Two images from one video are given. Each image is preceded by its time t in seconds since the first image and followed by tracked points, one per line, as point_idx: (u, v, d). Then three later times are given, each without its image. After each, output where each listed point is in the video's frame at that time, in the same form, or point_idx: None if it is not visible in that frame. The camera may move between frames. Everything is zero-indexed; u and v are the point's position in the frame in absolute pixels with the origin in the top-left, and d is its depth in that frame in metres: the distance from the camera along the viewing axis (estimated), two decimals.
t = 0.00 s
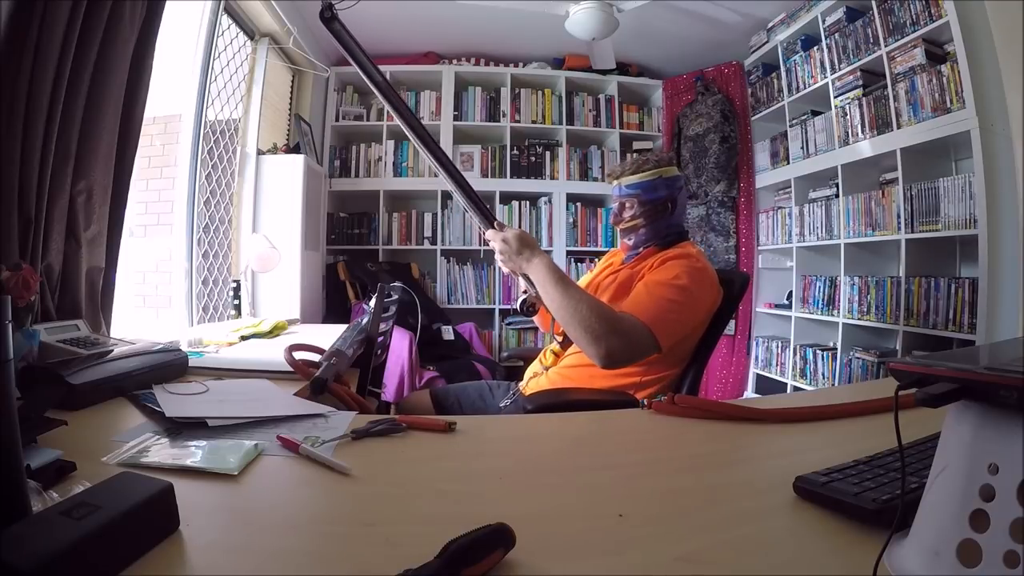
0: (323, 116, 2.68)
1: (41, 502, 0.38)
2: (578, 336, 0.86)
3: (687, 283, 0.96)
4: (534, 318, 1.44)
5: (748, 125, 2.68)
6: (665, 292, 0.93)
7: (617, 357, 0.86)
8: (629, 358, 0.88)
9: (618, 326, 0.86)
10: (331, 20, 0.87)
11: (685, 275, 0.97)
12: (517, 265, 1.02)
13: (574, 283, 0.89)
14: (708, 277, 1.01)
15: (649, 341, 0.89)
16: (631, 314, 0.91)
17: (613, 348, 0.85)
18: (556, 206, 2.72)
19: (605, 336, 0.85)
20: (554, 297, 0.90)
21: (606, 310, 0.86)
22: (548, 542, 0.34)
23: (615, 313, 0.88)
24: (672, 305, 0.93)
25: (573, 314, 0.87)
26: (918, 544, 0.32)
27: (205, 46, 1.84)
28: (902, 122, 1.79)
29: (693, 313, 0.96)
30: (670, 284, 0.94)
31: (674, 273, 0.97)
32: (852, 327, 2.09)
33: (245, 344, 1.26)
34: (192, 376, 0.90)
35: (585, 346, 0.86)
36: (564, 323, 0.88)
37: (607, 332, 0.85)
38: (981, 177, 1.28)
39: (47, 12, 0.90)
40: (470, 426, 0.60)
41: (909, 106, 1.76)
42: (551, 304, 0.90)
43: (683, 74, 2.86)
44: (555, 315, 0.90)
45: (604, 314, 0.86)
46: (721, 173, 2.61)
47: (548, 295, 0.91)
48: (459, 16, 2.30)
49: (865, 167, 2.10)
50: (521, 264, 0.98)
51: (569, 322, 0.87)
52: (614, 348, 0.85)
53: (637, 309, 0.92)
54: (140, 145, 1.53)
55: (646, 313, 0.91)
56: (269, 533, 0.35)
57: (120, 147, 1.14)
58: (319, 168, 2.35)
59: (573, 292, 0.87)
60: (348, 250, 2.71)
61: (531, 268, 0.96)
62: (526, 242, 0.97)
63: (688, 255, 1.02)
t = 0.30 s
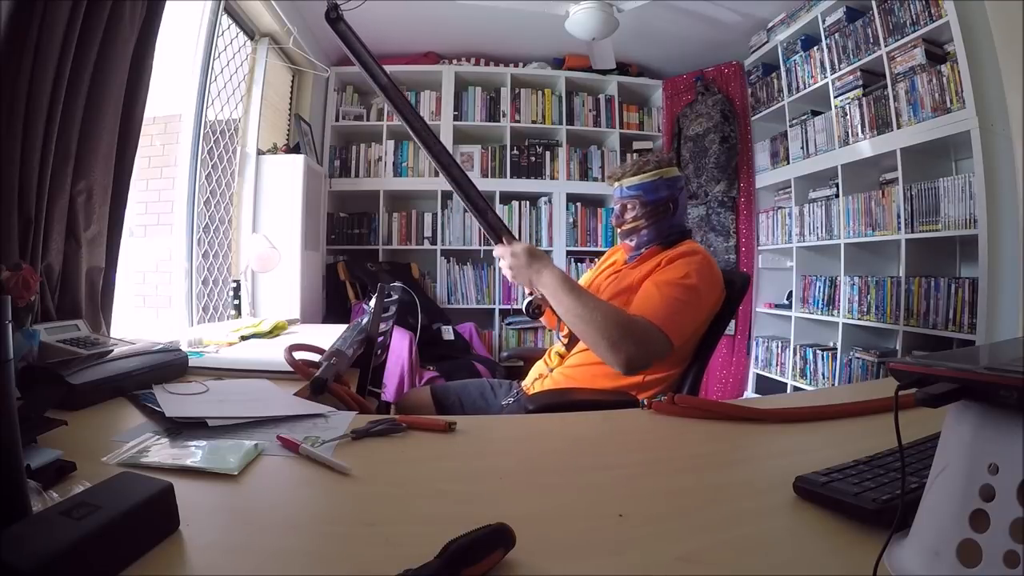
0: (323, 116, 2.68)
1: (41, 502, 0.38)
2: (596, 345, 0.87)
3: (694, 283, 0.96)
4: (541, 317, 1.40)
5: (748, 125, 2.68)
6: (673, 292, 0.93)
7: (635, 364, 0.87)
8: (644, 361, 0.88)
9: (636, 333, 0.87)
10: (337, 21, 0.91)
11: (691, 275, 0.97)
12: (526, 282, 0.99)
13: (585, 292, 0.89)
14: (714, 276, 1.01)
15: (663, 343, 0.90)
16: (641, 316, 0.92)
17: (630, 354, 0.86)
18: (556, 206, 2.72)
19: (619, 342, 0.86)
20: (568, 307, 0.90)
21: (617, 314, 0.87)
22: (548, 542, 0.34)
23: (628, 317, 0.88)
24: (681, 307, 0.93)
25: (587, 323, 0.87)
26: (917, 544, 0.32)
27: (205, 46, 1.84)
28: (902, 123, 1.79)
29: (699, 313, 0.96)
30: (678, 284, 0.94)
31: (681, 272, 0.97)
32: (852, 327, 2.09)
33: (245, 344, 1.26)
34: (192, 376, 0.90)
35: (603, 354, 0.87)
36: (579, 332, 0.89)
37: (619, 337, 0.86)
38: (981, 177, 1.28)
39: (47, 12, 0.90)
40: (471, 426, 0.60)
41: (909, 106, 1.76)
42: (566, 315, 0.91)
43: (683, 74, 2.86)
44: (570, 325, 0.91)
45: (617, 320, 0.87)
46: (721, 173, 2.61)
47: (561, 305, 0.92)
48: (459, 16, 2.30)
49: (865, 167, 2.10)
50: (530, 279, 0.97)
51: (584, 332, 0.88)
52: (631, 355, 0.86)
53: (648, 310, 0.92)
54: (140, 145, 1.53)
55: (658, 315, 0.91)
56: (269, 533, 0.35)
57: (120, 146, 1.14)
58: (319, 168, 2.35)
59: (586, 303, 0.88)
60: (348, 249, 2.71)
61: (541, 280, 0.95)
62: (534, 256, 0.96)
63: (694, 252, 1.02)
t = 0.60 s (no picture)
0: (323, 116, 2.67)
1: (41, 502, 0.38)
2: (592, 318, 0.87)
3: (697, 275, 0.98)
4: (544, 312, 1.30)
5: (748, 125, 2.68)
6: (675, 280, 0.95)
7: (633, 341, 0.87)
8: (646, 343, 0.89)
9: (637, 311, 0.87)
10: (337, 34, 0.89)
11: (694, 266, 0.98)
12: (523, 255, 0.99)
13: (583, 266, 0.88)
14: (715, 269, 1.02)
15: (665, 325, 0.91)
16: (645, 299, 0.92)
17: (629, 331, 0.86)
18: (556, 206, 2.72)
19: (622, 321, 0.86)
20: (571, 284, 0.87)
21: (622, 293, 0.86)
22: (548, 542, 0.34)
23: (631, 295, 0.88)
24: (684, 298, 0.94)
25: (585, 297, 0.86)
26: (917, 543, 0.32)
27: (205, 46, 1.84)
28: (902, 122, 1.79)
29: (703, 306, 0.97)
30: (682, 275, 0.96)
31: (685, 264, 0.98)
32: (852, 327, 2.10)
33: (245, 344, 1.26)
34: (192, 376, 0.90)
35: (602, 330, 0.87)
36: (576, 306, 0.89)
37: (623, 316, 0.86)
38: (981, 177, 1.28)
39: (47, 12, 0.90)
40: (471, 426, 0.60)
41: (909, 106, 1.76)
42: (562, 289, 0.90)
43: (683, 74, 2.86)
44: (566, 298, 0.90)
45: (620, 296, 0.86)
46: (721, 173, 2.61)
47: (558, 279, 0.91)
48: (459, 16, 2.30)
49: (865, 167, 2.10)
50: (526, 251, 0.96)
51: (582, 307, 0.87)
52: (631, 330, 0.87)
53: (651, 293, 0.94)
54: (140, 145, 1.53)
55: (662, 297, 0.93)
56: (269, 533, 0.35)
57: (120, 146, 1.14)
58: (319, 168, 2.35)
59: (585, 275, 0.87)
60: (348, 249, 2.70)
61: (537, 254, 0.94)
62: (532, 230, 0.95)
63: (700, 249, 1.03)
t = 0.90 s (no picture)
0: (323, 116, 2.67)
1: (41, 502, 0.38)
2: (544, 257, 0.86)
3: (682, 261, 0.98)
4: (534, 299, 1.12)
5: (748, 125, 2.68)
6: (657, 257, 0.95)
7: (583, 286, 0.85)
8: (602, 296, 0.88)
9: (592, 258, 0.86)
10: None
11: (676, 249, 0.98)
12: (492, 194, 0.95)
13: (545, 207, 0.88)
14: (696, 254, 1.02)
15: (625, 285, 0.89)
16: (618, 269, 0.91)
17: (579, 276, 0.85)
18: (556, 206, 2.72)
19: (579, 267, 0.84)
20: (529, 222, 0.87)
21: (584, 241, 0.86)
22: (548, 542, 0.34)
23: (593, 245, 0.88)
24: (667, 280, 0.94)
25: (540, 235, 0.86)
26: (917, 544, 0.32)
27: (205, 46, 1.84)
28: (902, 122, 1.79)
29: (688, 297, 0.98)
30: (661, 253, 0.96)
31: (667, 245, 0.99)
32: (852, 327, 2.10)
33: (245, 344, 1.26)
34: (193, 376, 0.90)
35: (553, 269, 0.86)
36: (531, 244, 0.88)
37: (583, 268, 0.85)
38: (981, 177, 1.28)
39: (46, 13, 0.90)
40: (471, 426, 0.60)
41: (909, 106, 1.76)
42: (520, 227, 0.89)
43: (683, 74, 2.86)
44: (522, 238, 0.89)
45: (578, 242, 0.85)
46: (721, 173, 2.62)
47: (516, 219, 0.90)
48: (459, 16, 2.29)
49: (865, 167, 2.10)
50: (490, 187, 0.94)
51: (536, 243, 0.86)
52: (583, 276, 0.85)
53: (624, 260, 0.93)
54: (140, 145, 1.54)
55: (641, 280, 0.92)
56: (269, 533, 0.35)
57: (120, 147, 1.14)
58: (319, 168, 2.35)
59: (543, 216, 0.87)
60: (348, 249, 2.70)
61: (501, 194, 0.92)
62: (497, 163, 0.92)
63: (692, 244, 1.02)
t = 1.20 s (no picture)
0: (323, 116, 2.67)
1: (41, 502, 0.38)
2: (515, 203, 0.86)
3: (666, 243, 0.98)
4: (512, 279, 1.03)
5: (748, 125, 2.68)
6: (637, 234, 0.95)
7: (553, 231, 0.85)
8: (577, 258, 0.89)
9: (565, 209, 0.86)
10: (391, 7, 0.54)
11: (659, 231, 0.99)
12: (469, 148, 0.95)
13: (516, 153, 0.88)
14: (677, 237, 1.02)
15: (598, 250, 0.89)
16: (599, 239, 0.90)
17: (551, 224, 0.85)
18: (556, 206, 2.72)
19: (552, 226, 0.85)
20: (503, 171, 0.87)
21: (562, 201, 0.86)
22: (548, 542, 0.34)
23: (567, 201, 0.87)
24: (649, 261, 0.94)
25: (511, 179, 0.86)
26: (918, 544, 0.32)
27: (205, 46, 1.84)
28: (902, 122, 1.79)
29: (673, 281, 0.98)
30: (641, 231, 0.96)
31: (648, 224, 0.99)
32: (852, 327, 2.10)
33: (245, 344, 1.26)
34: (193, 376, 0.90)
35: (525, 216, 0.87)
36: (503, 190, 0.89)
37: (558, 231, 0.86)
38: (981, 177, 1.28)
39: (46, 13, 0.90)
40: (471, 426, 0.60)
41: (909, 106, 1.76)
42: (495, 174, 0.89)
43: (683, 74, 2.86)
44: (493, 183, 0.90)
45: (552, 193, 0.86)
46: (721, 173, 2.62)
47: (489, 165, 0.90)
48: (459, 16, 2.29)
49: (865, 167, 2.10)
50: (462, 133, 0.92)
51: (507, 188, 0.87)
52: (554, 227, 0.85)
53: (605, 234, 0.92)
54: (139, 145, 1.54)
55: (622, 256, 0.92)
56: (268, 533, 0.35)
57: (120, 147, 1.14)
58: (318, 168, 2.35)
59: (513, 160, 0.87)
60: (348, 249, 2.70)
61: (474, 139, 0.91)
62: (471, 110, 0.90)
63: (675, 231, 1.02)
